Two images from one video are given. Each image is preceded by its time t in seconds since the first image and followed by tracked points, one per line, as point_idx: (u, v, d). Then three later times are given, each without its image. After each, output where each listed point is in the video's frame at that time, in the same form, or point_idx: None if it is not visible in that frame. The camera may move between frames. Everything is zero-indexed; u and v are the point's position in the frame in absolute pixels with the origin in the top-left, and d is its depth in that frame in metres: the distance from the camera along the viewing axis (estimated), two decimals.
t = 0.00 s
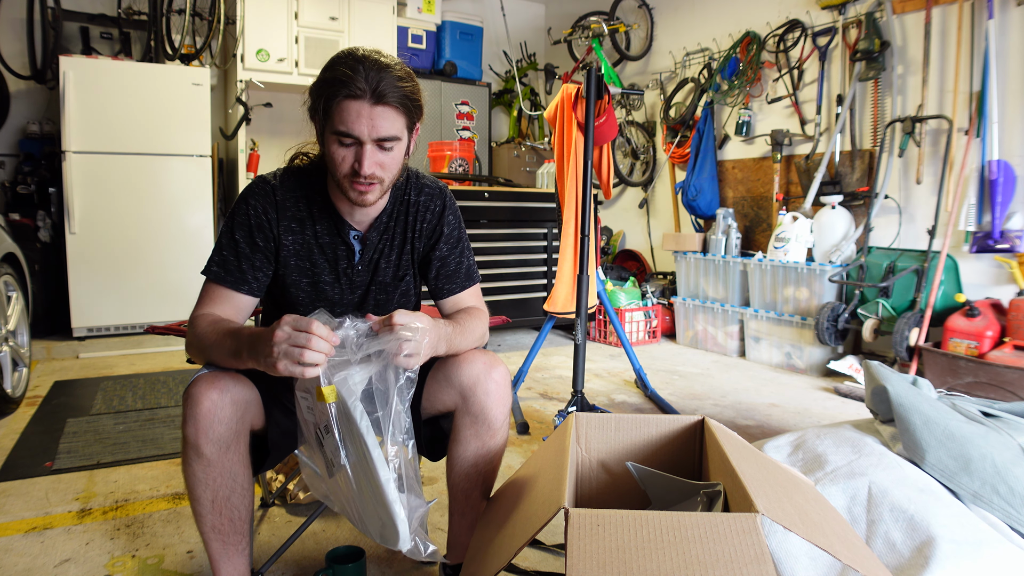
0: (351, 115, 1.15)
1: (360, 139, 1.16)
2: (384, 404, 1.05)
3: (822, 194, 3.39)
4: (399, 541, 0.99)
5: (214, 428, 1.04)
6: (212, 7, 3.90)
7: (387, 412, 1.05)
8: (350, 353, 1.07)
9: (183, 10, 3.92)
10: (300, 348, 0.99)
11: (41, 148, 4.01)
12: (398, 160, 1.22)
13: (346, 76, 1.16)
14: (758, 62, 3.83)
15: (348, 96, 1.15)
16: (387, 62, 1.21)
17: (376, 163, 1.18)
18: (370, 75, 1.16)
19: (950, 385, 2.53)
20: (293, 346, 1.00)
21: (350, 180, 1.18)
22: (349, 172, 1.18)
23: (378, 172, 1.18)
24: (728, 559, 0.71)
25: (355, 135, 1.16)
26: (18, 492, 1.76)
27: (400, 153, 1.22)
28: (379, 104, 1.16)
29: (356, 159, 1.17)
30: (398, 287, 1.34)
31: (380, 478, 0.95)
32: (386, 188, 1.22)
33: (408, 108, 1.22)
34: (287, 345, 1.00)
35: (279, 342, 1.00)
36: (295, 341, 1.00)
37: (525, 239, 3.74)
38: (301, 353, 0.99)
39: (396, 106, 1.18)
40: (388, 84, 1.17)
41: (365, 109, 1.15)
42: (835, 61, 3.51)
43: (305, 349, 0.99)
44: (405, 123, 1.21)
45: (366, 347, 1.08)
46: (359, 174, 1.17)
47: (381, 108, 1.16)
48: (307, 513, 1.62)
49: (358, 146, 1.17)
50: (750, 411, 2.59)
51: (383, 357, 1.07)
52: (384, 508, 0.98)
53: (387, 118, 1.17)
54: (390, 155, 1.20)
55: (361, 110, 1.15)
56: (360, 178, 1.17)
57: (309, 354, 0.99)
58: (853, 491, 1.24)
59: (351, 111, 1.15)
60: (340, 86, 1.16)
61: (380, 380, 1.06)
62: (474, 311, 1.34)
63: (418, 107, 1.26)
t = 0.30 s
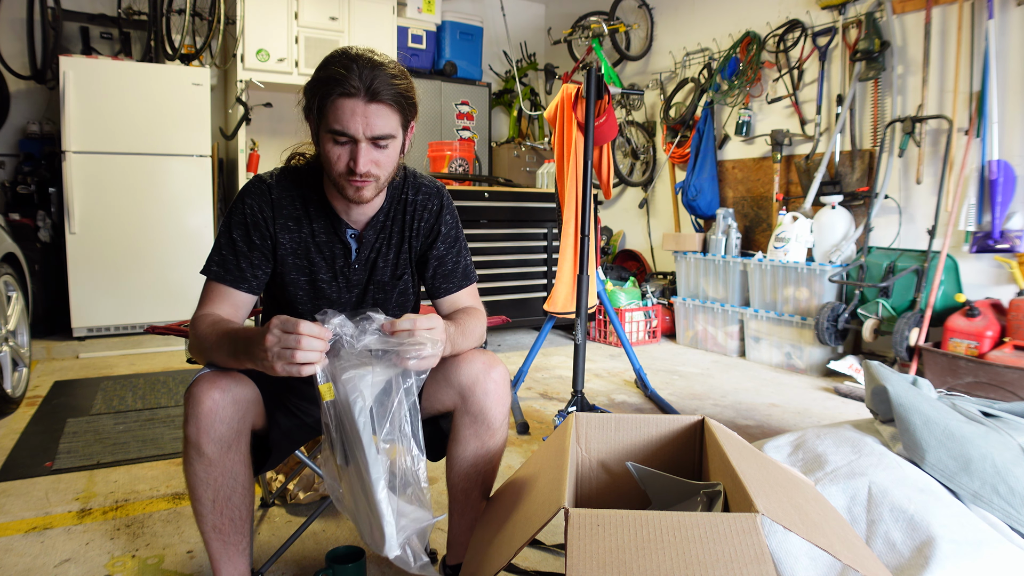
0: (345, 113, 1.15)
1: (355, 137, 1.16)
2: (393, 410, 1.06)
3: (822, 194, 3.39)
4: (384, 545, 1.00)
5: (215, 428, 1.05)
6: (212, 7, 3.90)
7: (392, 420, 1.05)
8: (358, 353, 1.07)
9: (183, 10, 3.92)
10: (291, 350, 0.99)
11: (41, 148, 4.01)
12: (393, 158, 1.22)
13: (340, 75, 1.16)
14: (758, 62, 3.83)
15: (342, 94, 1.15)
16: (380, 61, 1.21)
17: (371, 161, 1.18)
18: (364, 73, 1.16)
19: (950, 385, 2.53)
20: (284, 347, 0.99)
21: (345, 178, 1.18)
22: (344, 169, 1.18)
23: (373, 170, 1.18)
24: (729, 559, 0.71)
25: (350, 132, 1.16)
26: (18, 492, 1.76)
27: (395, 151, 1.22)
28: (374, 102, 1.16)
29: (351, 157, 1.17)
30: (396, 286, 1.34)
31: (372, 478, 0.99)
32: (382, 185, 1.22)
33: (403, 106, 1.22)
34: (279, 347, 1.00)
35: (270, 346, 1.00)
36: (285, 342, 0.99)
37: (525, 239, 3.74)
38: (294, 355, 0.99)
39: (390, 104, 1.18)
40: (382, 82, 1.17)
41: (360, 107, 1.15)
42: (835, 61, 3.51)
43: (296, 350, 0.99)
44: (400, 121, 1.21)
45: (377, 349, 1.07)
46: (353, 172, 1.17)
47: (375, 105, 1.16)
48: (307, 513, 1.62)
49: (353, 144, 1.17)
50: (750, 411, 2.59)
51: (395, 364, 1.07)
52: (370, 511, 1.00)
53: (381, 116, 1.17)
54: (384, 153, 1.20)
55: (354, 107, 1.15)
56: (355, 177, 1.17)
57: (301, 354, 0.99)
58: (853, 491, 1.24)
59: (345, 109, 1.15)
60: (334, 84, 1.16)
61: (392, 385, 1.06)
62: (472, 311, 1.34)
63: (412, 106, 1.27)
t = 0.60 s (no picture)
0: (348, 109, 1.15)
1: (357, 132, 1.16)
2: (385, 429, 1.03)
3: (822, 194, 3.39)
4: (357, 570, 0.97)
5: (216, 428, 1.05)
6: (212, 7, 3.90)
7: (383, 440, 1.03)
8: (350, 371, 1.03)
9: (183, 10, 3.92)
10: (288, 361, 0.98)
11: (41, 147, 4.01)
12: (393, 155, 1.22)
13: (344, 70, 1.16)
14: (758, 62, 3.83)
15: (346, 88, 1.15)
16: (384, 58, 1.21)
17: (372, 157, 1.18)
18: (368, 69, 1.17)
19: (950, 385, 2.53)
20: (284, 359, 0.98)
21: (346, 173, 1.18)
22: (345, 164, 1.18)
23: (374, 166, 1.18)
24: (729, 559, 0.71)
25: (352, 127, 1.16)
26: (18, 492, 1.76)
27: (396, 147, 1.22)
28: (377, 98, 1.16)
29: (352, 152, 1.17)
30: (395, 283, 1.34)
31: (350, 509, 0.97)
32: (381, 182, 1.22)
33: (405, 104, 1.22)
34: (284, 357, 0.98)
35: (267, 353, 0.98)
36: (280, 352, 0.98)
37: (525, 239, 3.74)
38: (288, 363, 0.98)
39: (393, 101, 1.18)
40: (386, 78, 1.18)
41: (363, 102, 1.15)
42: (835, 61, 3.51)
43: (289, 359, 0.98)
44: (402, 119, 1.21)
45: (371, 369, 1.04)
46: (354, 166, 1.17)
47: (378, 101, 1.16)
48: (307, 513, 1.62)
49: (354, 139, 1.17)
50: (750, 411, 2.59)
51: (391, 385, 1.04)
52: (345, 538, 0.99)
53: (384, 112, 1.17)
54: (385, 150, 1.20)
55: (358, 102, 1.15)
56: (356, 172, 1.17)
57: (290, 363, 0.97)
58: (853, 490, 1.24)
59: (349, 104, 1.15)
60: (338, 80, 1.16)
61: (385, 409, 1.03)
62: (469, 310, 1.35)
63: (414, 105, 1.27)
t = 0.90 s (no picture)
0: (354, 104, 1.15)
1: (362, 128, 1.16)
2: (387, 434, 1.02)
3: (822, 194, 3.39)
4: None
5: (216, 428, 1.04)
6: (212, 7, 3.90)
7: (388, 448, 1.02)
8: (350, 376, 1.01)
9: (183, 10, 3.92)
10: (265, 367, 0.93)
11: (41, 147, 4.01)
12: (395, 153, 1.22)
13: (352, 66, 1.16)
14: (758, 62, 3.83)
15: (353, 84, 1.16)
16: (392, 57, 1.22)
17: (376, 153, 1.18)
18: (376, 66, 1.17)
19: (950, 385, 2.53)
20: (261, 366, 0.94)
21: (348, 168, 1.18)
22: (348, 159, 1.18)
23: (377, 163, 1.18)
24: (728, 559, 0.71)
25: (358, 123, 1.16)
26: (18, 492, 1.76)
27: (398, 146, 1.23)
28: (383, 95, 1.17)
29: (356, 147, 1.17)
30: (394, 280, 1.34)
31: (352, 521, 0.96)
32: (383, 180, 1.22)
33: (410, 104, 1.23)
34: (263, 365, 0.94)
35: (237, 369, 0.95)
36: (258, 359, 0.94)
37: (525, 239, 3.74)
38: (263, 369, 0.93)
39: (399, 99, 1.19)
40: (393, 77, 1.18)
41: (370, 99, 1.16)
42: (835, 61, 3.51)
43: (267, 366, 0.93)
44: (406, 118, 1.22)
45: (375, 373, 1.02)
46: (357, 162, 1.17)
47: (385, 99, 1.17)
48: (307, 513, 1.62)
49: (359, 135, 1.17)
50: (750, 411, 2.59)
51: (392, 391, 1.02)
52: (346, 549, 0.98)
53: (390, 110, 1.17)
54: (388, 147, 1.20)
55: (365, 99, 1.15)
56: (358, 168, 1.17)
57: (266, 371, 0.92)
58: (853, 490, 1.24)
59: (355, 100, 1.15)
60: (345, 75, 1.16)
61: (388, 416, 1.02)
62: (465, 310, 1.35)
63: (419, 106, 1.27)
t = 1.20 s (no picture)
0: (359, 102, 1.15)
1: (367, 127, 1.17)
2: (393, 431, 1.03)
3: (822, 194, 3.39)
4: None
5: (215, 428, 1.04)
6: (212, 7, 3.90)
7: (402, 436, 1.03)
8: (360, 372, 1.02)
9: (183, 10, 3.92)
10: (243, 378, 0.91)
11: (41, 147, 4.01)
12: (399, 152, 1.23)
13: (358, 64, 1.16)
14: (758, 62, 3.83)
15: (359, 82, 1.16)
16: (397, 56, 1.22)
17: (379, 152, 1.18)
18: (382, 65, 1.17)
19: (950, 385, 2.53)
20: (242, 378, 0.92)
21: (352, 166, 1.18)
22: (352, 157, 1.18)
23: (380, 162, 1.19)
24: (729, 559, 0.71)
25: (363, 121, 1.17)
26: (18, 492, 1.76)
27: (402, 145, 1.23)
28: (389, 94, 1.17)
29: (361, 146, 1.18)
30: (393, 278, 1.34)
31: (363, 520, 0.94)
32: (385, 179, 1.22)
33: (414, 103, 1.23)
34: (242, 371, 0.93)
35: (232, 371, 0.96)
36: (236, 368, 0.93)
37: (525, 239, 3.74)
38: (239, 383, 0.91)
39: (404, 98, 1.19)
40: (399, 76, 1.18)
41: (375, 97, 1.16)
42: (835, 61, 3.51)
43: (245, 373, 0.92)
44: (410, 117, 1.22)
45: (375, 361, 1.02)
46: (361, 161, 1.17)
47: (390, 98, 1.17)
48: (307, 513, 1.62)
49: (363, 133, 1.18)
50: (750, 411, 2.59)
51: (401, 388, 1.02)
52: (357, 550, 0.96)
53: (395, 109, 1.18)
54: (392, 146, 1.20)
55: (370, 97, 1.16)
56: (362, 167, 1.18)
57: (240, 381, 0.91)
58: (853, 490, 1.24)
59: (361, 98, 1.15)
60: (351, 73, 1.16)
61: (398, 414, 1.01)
62: (466, 310, 1.35)
63: (423, 106, 1.28)
